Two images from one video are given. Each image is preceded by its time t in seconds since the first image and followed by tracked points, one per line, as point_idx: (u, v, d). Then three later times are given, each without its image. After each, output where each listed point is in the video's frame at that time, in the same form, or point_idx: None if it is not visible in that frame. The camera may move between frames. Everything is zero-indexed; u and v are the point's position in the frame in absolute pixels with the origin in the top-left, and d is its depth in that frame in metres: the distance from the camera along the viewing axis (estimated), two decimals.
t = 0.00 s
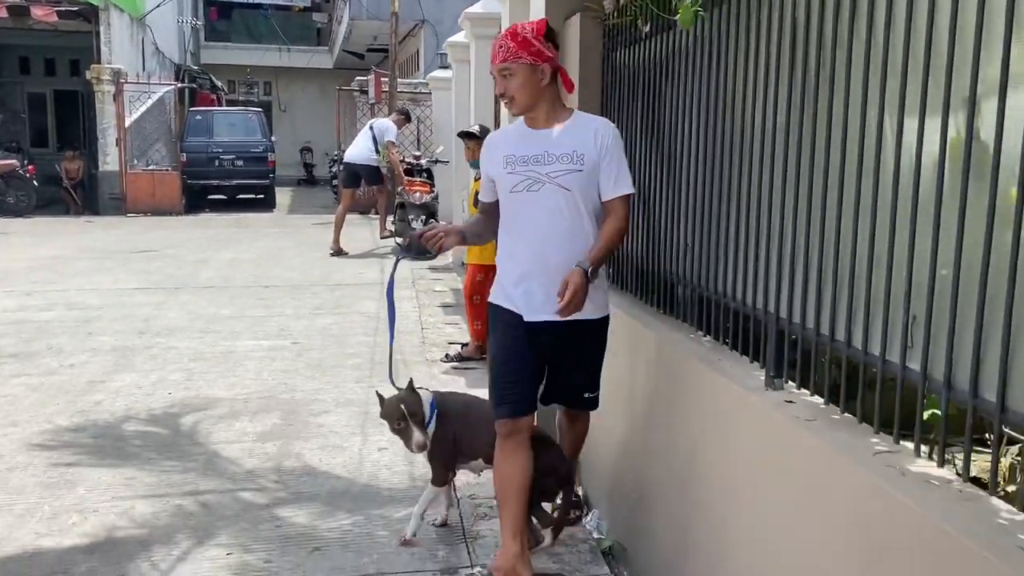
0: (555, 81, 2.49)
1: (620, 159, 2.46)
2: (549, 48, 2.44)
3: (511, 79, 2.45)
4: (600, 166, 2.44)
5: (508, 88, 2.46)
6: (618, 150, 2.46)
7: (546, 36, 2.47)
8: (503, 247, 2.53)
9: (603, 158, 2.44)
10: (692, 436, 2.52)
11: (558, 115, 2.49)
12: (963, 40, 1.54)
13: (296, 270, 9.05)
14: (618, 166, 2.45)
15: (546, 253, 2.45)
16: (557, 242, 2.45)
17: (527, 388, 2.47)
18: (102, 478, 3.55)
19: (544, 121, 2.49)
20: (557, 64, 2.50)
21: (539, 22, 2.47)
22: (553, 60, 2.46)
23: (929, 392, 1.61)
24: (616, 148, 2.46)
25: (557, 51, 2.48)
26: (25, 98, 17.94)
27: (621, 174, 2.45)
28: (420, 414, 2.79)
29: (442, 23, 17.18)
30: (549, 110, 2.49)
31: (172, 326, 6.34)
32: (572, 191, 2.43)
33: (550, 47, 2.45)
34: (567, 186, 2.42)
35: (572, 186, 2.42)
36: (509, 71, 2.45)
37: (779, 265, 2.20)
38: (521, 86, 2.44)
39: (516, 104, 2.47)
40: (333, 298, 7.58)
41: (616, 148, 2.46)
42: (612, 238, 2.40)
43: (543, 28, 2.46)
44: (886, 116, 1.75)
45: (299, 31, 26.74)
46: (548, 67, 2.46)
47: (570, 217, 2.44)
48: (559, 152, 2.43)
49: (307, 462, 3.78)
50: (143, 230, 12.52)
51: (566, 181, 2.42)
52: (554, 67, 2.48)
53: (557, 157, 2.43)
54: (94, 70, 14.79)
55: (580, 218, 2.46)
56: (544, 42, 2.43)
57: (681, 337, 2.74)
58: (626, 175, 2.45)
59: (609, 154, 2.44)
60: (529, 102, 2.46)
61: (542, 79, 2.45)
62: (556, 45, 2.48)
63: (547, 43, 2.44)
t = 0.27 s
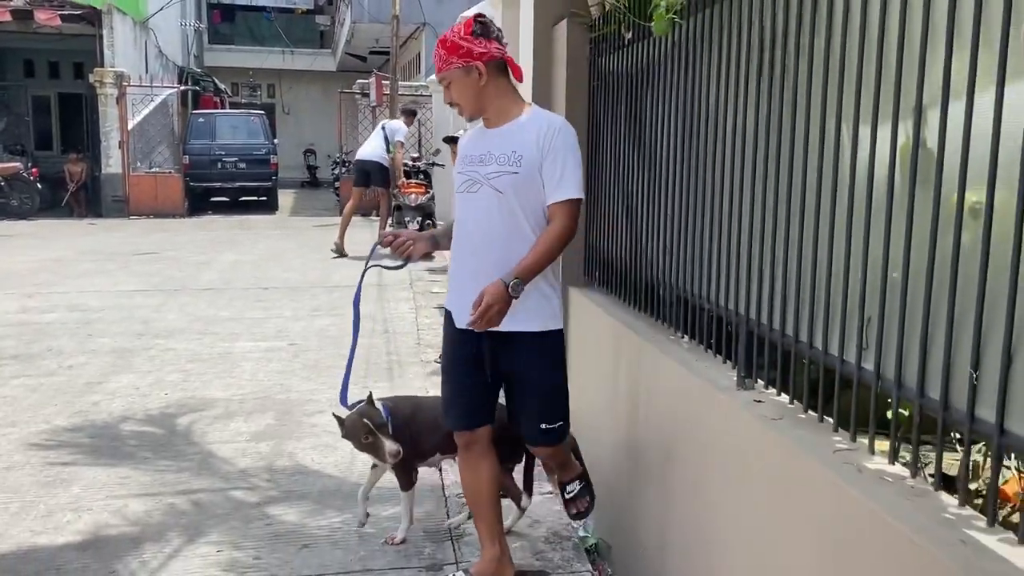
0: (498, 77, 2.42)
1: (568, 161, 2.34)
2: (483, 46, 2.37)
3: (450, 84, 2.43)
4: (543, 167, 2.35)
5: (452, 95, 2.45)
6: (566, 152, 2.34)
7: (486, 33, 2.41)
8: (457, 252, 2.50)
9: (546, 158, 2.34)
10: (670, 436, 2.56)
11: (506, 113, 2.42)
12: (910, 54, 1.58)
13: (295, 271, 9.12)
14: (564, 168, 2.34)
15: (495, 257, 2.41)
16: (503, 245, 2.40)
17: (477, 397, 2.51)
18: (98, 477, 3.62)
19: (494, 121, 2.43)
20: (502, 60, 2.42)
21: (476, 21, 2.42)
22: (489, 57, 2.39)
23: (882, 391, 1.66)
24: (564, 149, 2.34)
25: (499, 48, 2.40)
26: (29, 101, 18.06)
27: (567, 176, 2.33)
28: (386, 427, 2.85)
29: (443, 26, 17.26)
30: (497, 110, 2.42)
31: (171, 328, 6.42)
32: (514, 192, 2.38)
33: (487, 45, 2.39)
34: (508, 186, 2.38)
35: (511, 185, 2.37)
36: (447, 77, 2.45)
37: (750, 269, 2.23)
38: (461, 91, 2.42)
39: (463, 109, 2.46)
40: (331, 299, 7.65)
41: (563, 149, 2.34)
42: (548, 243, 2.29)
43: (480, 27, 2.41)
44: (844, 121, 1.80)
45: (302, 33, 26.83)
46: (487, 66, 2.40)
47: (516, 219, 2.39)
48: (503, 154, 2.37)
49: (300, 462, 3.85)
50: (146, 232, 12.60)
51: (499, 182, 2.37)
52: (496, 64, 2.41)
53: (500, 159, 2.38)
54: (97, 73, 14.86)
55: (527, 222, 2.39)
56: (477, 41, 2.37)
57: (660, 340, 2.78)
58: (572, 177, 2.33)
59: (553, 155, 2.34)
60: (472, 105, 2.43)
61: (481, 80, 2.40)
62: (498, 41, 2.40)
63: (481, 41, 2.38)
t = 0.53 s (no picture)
0: (474, 87, 2.36)
1: (537, 172, 2.20)
2: (456, 57, 2.31)
3: (433, 95, 2.41)
4: (513, 180, 2.24)
5: (435, 105, 2.43)
6: (535, 161, 2.21)
7: (461, 41, 2.33)
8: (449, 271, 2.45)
9: (515, 171, 2.23)
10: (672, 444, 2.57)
11: (487, 123, 2.37)
12: (904, 70, 1.61)
13: (302, 277, 9.16)
14: (533, 178, 2.20)
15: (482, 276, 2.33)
16: (488, 264, 2.33)
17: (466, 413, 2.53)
18: (105, 484, 3.65)
19: (477, 129, 2.40)
20: (478, 67, 2.35)
21: (451, 28, 2.35)
22: (463, 67, 2.32)
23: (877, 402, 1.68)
24: (531, 160, 2.21)
25: (472, 56, 2.32)
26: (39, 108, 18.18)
27: (535, 188, 2.19)
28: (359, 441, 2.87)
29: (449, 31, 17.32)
30: (478, 119, 2.39)
31: (178, 334, 6.46)
32: (492, 209, 2.30)
33: (461, 55, 2.32)
34: (485, 203, 2.30)
35: (488, 202, 2.29)
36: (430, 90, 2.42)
37: (749, 280, 2.25)
38: (441, 103, 2.40)
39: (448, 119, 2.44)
40: (337, 305, 7.68)
41: (530, 159, 2.21)
42: (520, 261, 2.17)
43: (454, 36, 2.34)
44: (840, 135, 1.82)
45: (309, 39, 26.78)
46: (463, 75, 2.34)
47: (497, 237, 2.31)
48: (479, 171, 2.30)
49: (305, 469, 3.87)
50: (153, 238, 12.67)
51: (467, 195, 2.33)
52: (473, 73, 2.35)
53: (476, 176, 2.31)
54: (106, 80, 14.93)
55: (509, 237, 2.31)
56: (450, 52, 2.31)
57: (663, 349, 2.79)
58: (542, 189, 2.19)
59: (519, 167, 2.21)
60: (455, 116, 2.41)
61: (459, 92, 2.36)
62: (472, 49, 2.33)
63: (455, 52, 2.32)
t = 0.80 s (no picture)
0: (472, 102, 2.32)
1: (513, 196, 2.12)
2: (454, 71, 2.28)
3: (438, 106, 2.41)
4: (492, 203, 2.17)
5: (441, 117, 2.42)
6: (510, 185, 2.12)
7: (461, 53, 2.29)
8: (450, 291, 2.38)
9: (493, 193, 2.15)
10: (685, 458, 2.57)
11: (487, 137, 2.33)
12: (913, 91, 1.63)
13: (312, 287, 9.20)
14: (509, 202, 2.12)
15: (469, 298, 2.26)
16: (474, 286, 2.25)
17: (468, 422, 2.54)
18: (120, 495, 3.68)
19: (480, 143, 2.37)
20: (476, 82, 2.30)
21: (453, 39, 2.31)
22: (460, 81, 2.29)
23: (889, 421, 1.69)
24: (507, 182, 2.12)
25: (470, 70, 2.28)
26: (51, 118, 18.32)
27: (510, 212, 2.11)
28: (350, 481, 2.71)
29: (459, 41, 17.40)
30: (478, 134, 2.35)
31: (190, 344, 6.49)
32: (477, 230, 2.23)
33: (457, 68, 2.28)
34: (470, 223, 2.23)
35: (473, 223, 2.22)
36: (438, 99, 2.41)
37: (760, 296, 2.27)
38: (444, 116, 2.39)
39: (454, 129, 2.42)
40: (347, 315, 7.70)
41: (507, 181, 2.12)
42: (493, 289, 2.10)
43: (455, 47, 2.30)
44: (850, 154, 1.84)
45: (319, 49, 26.51)
46: (460, 90, 2.31)
47: (483, 258, 2.23)
48: (466, 191, 2.24)
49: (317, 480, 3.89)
50: (165, 247, 12.74)
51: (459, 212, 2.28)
52: (469, 87, 2.30)
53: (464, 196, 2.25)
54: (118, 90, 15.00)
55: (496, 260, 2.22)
56: (448, 65, 2.29)
57: (674, 363, 2.80)
58: (516, 213, 2.11)
59: (496, 190, 2.13)
60: (456, 129, 2.39)
61: (457, 106, 2.33)
62: (470, 63, 2.28)
63: (452, 65, 2.28)
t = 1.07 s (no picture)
0: (477, 116, 2.20)
1: (502, 227, 2.00)
2: (458, 83, 2.16)
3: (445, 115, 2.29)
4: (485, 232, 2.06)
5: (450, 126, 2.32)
6: (500, 215, 2.01)
7: (467, 64, 2.17)
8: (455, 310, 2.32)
9: (484, 222, 2.05)
10: (699, 477, 2.58)
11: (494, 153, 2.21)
12: (926, 120, 1.64)
13: (324, 299, 9.24)
14: (498, 233, 2.01)
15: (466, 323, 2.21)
16: (471, 313, 2.18)
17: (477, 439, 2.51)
18: (135, 511, 3.71)
19: (485, 158, 2.26)
20: (478, 97, 2.17)
21: (462, 48, 2.19)
22: (464, 94, 2.17)
23: (904, 446, 1.70)
24: (496, 212, 2.01)
25: (473, 84, 2.15)
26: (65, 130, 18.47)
27: (500, 243, 2.00)
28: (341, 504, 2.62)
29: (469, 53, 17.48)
30: (483, 150, 2.24)
31: (204, 358, 6.53)
32: (473, 256, 2.15)
33: (462, 81, 2.16)
34: (466, 249, 2.15)
35: (469, 249, 2.14)
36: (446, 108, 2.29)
37: (774, 318, 2.28)
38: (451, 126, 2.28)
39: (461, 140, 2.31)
40: (359, 328, 7.73)
41: (496, 211, 2.01)
42: (480, 324, 2.02)
43: (462, 57, 2.18)
44: (863, 180, 1.85)
45: (331, 61, 26.53)
46: (464, 103, 2.19)
47: (478, 286, 2.16)
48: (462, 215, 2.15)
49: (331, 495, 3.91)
50: (178, 259, 12.82)
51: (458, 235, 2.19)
52: (472, 102, 2.18)
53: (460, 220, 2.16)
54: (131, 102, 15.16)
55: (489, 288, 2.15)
56: (453, 76, 2.17)
57: (688, 382, 2.80)
58: (506, 245, 2.00)
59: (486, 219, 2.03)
60: (463, 141, 2.28)
61: (460, 120, 2.22)
62: (474, 76, 2.15)
63: (457, 77, 2.17)
